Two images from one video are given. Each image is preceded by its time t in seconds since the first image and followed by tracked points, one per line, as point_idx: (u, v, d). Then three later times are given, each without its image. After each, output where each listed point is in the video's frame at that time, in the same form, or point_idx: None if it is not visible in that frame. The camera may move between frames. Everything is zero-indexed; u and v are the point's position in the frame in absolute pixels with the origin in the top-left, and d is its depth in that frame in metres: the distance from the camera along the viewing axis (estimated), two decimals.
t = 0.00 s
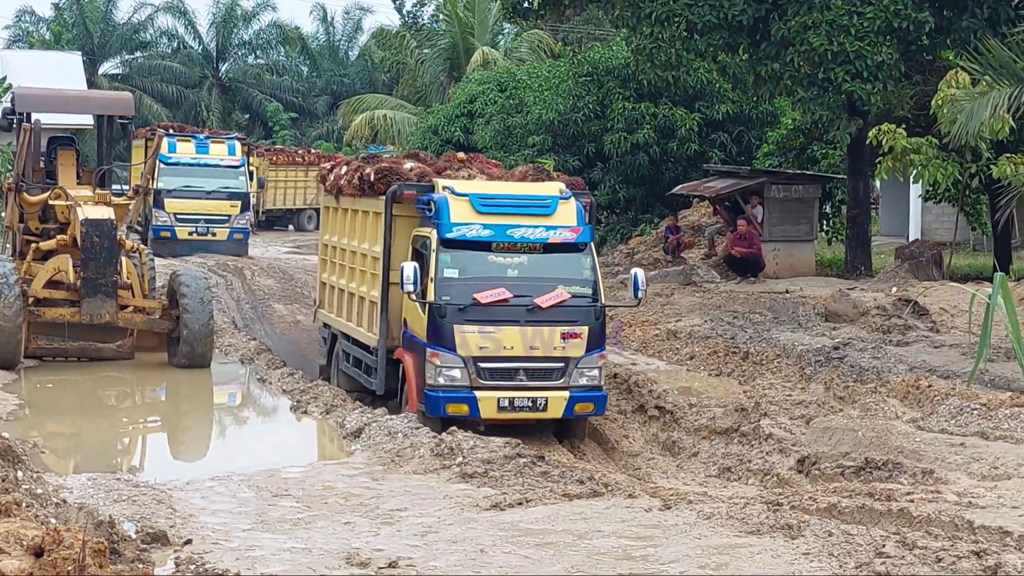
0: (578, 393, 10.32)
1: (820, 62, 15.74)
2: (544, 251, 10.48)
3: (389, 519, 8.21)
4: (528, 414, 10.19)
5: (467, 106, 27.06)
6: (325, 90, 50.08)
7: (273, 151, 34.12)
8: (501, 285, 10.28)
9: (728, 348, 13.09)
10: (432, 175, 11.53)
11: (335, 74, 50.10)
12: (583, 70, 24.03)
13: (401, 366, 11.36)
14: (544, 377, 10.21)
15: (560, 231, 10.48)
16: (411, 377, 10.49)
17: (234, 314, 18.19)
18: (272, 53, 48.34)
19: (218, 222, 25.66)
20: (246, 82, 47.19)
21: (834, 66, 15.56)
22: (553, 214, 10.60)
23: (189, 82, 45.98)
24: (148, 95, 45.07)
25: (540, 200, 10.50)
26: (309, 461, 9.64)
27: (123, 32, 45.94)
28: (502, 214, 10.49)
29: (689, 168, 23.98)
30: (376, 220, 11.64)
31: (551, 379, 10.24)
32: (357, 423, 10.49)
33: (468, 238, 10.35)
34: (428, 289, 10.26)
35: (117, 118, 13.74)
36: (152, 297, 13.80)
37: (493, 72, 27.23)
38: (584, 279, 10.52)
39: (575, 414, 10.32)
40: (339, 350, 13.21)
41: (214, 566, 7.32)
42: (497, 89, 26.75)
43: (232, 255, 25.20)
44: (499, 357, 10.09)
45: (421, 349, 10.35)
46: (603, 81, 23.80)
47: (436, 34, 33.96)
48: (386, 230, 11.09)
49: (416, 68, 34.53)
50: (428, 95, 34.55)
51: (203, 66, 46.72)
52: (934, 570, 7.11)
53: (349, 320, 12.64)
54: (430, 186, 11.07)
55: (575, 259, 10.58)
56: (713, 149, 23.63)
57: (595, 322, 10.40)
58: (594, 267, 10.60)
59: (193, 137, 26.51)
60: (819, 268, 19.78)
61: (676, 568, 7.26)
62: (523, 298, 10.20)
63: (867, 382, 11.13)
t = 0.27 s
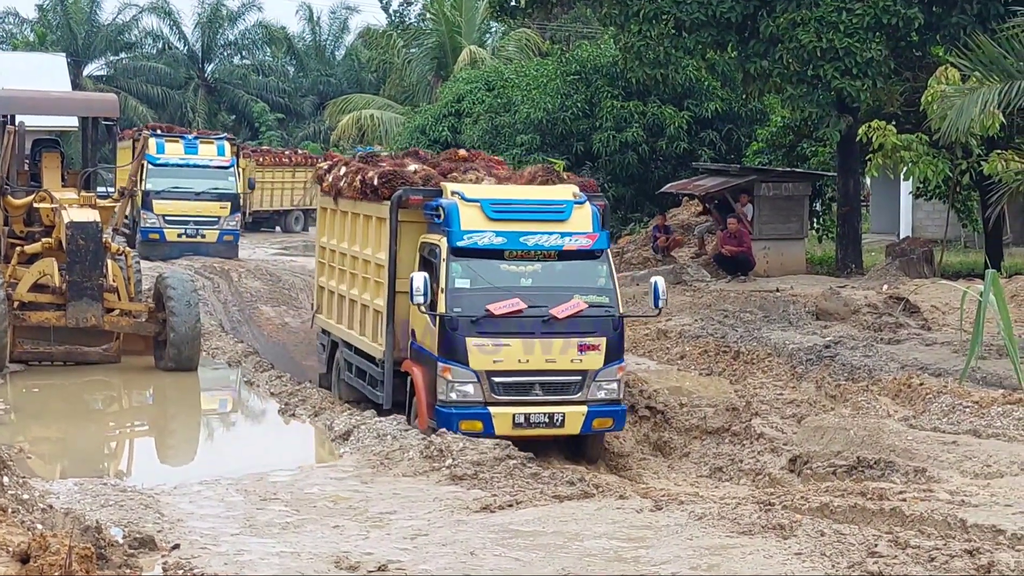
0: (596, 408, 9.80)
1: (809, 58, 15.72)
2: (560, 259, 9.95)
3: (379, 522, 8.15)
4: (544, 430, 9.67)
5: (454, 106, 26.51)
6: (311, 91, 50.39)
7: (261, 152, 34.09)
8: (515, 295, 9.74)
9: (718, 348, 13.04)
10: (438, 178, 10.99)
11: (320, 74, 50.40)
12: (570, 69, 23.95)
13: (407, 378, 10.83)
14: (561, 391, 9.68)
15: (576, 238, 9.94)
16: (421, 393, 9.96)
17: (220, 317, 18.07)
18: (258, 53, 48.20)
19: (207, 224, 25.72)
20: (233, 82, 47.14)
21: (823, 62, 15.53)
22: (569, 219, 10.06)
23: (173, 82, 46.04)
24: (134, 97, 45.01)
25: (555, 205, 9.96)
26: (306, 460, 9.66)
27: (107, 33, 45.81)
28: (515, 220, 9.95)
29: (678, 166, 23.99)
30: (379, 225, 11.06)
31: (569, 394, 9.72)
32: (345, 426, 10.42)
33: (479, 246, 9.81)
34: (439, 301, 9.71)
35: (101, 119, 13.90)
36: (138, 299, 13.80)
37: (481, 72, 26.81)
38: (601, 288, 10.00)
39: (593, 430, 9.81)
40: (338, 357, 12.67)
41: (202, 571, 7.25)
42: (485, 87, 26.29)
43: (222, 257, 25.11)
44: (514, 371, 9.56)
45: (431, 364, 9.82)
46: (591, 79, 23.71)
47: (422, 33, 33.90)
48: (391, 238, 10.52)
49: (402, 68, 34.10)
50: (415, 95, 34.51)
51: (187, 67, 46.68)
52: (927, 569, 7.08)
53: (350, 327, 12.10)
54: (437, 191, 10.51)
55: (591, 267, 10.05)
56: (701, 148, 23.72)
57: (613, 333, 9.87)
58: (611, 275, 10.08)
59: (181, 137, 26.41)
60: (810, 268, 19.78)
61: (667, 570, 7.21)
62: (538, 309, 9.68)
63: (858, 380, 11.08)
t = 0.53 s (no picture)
0: (612, 431, 9.70)
1: (789, 62, 16.12)
2: (573, 279, 9.77)
3: (369, 519, 8.30)
4: (562, 454, 9.59)
5: (442, 110, 27.16)
6: (300, 96, 50.46)
7: (250, 156, 34.23)
8: (529, 318, 9.58)
9: (701, 346, 13.22)
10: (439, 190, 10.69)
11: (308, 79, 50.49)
12: (557, 73, 24.15)
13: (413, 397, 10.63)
14: (577, 415, 9.58)
15: (589, 258, 9.74)
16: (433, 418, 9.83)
17: (211, 319, 18.21)
18: (248, 59, 47.98)
19: (202, 228, 25.93)
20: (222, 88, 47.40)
21: (802, 66, 15.99)
22: (581, 238, 9.85)
23: (165, 88, 46.20)
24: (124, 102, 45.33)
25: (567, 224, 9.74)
26: (299, 459, 9.82)
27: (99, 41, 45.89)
28: (527, 240, 9.73)
29: (661, 167, 24.18)
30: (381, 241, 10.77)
31: (585, 417, 9.62)
32: (335, 425, 10.57)
33: (491, 269, 9.60)
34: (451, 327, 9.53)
35: (94, 125, 14.06)
36: (130, 301, 13.98)
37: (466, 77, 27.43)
38: (615, 307, 9.83)
39: (610, 452, 9.70)
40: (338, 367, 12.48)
41: (195, 568, 7.39)
42: (472, 92, 26.87)
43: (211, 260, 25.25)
44: (529, 395, 9.45)
45: (444, 389, 9.67)
46: (576, 83, 23.96)
47: (411, 38, 34.14)
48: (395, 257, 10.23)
49: (391, 72, 34.80)
50: (403, 99, 34.73)
51: (179, 73, 46.86)
52: (906, 561, 7.27)
53: (351, 340, 11.87)
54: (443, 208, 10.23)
55: (605, 286, 9.87)
56: (684, 150, 23.91)
57: (628, 354, 9.73)
58: (625, 293, 9.92)
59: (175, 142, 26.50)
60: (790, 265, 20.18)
61: (651, 563, 7.38)
62: (552, 332, 9.52)
63: (838, 377, 11.26)
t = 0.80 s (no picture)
0: (620, 429, 9.63)
1: (760, 68, 16.86)
2: (568, 276, 9.67)
3: (351, 515, 8.49)
4: (571, 457, 9.50)
5: (422, 115, 27.40)
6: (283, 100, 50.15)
7: (232, 161, 34.31)
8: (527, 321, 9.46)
9: (676, 345, 13.49)
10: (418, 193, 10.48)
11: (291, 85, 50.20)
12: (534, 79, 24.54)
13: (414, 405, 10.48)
14: (583, 416, 9.49)
15: (583, 255, 9.64)
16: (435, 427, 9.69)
17: (198, 321, 18.41)
18: (233, 65, 48.80)
19: (192, 230, 26.04)
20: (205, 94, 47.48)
21: (774, 72, 16.69)
22: (573, 234, 9.73)
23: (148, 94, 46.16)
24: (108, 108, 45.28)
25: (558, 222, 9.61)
26: (281, 459, 9.97)
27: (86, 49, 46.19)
28: (518, 241, 9.58)
29: (637, 171, 24.48)
30: (366, 250, 10.57)
31: (591, 418, 9.54)
32: (318, 423, 10.77)
33: (485, 274, 9.46)
34: (447, 338, 9.38)
35: (81, 130, 14.40)
36: (117, 303, 14.18)
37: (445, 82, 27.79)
38: (613, 302, 9.76)
39: (619, 450, 9.63)
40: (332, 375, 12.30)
41: (180, 564, 7.58)
42: (452, 98, 27.18)
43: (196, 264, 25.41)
44: (533, 400, 9.33)
45: (445, 400, 9.52)
46: (554, 89, 24.27)
47: (392, 45, 34.52)
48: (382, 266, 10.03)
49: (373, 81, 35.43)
50: (385, 105, 35.17)
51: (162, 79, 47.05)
52: (873, 554, 7.51)
53: (343, 349, 11.69)
54: (427, 215, 10.02)
55: (601, 281, 9.81)
56: (660, 154, 24.14)
57: (630, 349, 9.68)
58: (621, 285, 9.85)
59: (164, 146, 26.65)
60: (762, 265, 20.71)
61: (627, 557, 7.60)
62: (552, 333, 9.43)
63: (809, 374, 11.50)
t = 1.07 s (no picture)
0: (610, 425, 9.93)
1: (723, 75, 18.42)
2: (542, 275, 9.95)
3: (325, 509, 8.76)
4: (564, 458, 9.77)
5: (397, 120, 28.52)
6: (263, 106, 55.10)
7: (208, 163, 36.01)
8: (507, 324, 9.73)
9: (642, 344, 13.92)
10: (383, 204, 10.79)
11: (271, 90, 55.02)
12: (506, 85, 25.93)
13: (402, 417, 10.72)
14: (571, 415, 9.76)
15: (555, 252, 9.92)
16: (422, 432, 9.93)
17: (177, 320, 18.72)
18: (212, 71, 53.42)
19: (175, 233, 26.30)
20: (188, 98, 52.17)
21: (738, 79, 18.25)
22: (543, 232, 10.02)
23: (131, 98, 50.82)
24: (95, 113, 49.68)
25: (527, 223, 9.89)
26: (258, 454, 10.27)
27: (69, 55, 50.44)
28: (487, 244, 9.85)
29: (605, 175, 25.97)
30: (337, 267, 10.82)
31: (580, 416, 9.81)
32: (294, 421, 11.07)
33: (460, 280, 9.72)
34: (427, 348, 9.62)
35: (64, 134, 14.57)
36: (98, 303, 14.49)
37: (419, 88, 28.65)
38: (590, 296, 10.05)
39: (612, 445, 9.94)
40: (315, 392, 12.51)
41: (159, 556, 7.83)
42: (426, 103, 28.15)
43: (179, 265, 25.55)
44: (520, 404, 9.59)
45: (432, 412, 9.76)
46: (524, 95, 25.71)
47: (367, 50, 35.73)
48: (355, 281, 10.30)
49: (347, 83, 37.01)
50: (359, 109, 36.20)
51: (145, 84, 51.71)
52: (831, 545, 7.81)
53: (322, 366, 11.90)
54: (393, 225, 10.27)
55: (576, 276, 10.10)
56: (627, 158, 25.69)
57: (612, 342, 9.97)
58: (596, 279, 10.15)
59: (147, 149, 26.84)
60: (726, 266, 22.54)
61: (594, 548, 7.89)
62: (533, 333, 9.70)
63: (771, 372, 11.88)
